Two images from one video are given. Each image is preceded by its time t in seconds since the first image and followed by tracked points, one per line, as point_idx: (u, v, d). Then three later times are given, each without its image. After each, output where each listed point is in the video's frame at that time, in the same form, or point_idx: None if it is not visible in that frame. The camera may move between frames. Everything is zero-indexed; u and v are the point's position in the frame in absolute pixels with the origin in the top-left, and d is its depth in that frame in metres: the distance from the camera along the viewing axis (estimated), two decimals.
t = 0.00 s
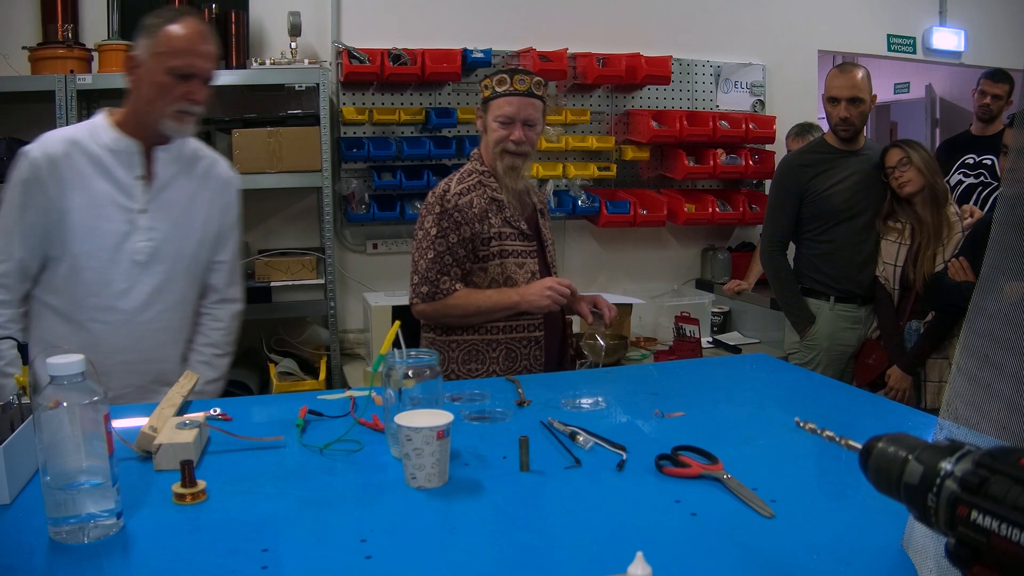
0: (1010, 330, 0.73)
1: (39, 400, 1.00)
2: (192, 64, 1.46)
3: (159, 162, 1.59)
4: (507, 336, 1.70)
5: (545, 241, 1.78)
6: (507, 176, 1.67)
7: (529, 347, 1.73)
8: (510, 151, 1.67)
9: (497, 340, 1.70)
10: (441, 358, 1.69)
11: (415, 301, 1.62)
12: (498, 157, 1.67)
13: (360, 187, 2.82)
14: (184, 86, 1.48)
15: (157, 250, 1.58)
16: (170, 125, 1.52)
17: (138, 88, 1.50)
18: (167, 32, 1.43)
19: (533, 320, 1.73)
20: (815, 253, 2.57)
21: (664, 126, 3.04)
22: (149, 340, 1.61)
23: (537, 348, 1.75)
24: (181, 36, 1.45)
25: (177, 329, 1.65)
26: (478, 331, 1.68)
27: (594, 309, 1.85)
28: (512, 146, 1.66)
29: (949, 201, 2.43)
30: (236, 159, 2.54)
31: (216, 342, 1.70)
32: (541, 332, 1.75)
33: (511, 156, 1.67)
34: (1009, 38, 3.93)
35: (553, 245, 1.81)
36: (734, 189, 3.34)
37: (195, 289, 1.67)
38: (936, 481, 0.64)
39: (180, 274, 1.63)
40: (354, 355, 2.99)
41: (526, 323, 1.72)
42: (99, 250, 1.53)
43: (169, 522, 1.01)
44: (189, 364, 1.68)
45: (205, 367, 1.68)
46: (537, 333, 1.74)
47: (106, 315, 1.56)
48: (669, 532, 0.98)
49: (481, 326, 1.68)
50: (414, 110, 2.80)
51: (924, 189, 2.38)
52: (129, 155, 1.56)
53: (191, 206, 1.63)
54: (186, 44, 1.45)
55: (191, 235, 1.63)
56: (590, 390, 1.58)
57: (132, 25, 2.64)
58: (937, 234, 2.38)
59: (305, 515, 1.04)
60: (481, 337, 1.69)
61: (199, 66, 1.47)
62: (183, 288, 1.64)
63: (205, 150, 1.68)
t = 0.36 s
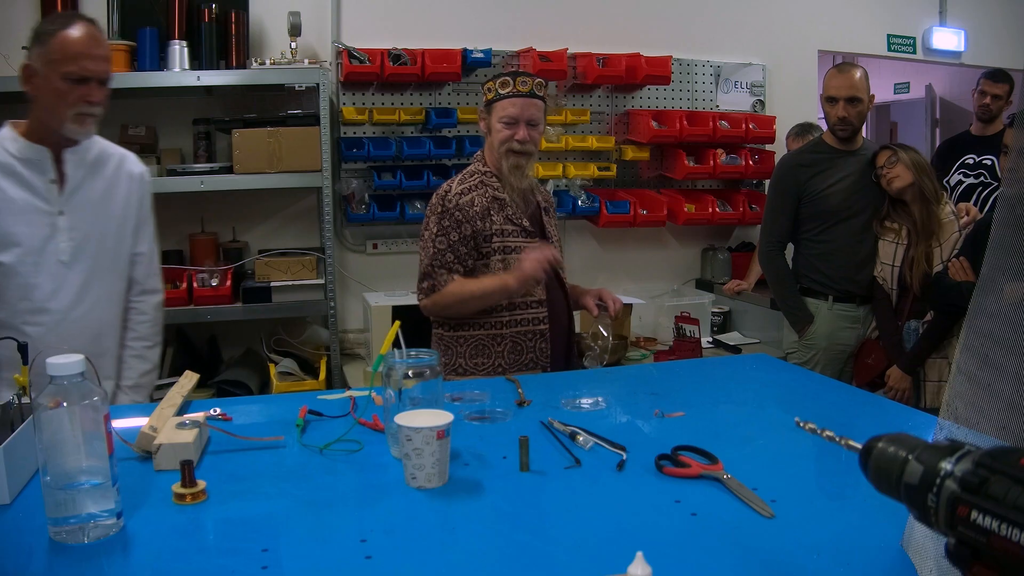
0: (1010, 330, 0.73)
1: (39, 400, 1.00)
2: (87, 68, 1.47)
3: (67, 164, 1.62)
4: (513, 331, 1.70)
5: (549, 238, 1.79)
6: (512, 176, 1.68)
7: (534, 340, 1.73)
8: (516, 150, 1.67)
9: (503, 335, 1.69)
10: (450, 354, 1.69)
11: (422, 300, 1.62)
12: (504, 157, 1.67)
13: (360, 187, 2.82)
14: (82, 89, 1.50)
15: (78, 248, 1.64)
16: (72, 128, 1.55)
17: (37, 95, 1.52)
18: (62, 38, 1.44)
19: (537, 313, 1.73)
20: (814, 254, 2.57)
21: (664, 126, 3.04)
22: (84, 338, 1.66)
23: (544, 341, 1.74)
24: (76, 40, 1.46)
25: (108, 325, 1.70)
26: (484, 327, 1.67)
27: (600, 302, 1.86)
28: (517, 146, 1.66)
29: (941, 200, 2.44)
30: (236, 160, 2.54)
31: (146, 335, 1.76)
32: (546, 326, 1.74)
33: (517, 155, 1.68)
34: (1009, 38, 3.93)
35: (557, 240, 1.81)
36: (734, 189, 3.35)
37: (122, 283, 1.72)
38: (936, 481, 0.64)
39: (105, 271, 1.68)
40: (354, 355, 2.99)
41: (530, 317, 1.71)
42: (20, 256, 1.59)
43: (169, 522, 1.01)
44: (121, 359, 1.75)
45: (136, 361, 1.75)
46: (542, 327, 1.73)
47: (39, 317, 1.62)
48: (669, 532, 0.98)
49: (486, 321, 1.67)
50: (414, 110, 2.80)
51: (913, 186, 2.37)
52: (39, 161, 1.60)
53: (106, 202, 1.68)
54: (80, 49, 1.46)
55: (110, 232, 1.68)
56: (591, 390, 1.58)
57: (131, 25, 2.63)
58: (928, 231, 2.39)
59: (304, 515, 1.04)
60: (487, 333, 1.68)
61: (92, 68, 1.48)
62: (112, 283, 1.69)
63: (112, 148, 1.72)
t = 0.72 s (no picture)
0: (1010, 330, 0.73)
1: (39, 400, 1.00)
2: (51, 65, 1.61)
3: (39, 160, 1.77)
4: (512, 326, 1.70)
5: (547, 237, 1.81)
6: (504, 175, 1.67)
7: (534, 336, 1.72)
8: (505, 151, 1.66)
9: (502, 330, 1.69)
10: (451, 351, 1.69)
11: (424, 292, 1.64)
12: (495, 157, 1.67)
13: (360, 187, 2.82)
14: (48, 86, 1.63)
15: (58, 240, 1.79)
16: (40, 125, 1.67)
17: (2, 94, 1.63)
18: (26, 36, 1.59)
19: (537, 308, 1.72)
20: (813, 254, 2.57)
21: (664, 126, 3.04)
22: (71, 325, 1.80)
23: (542, 335, 1.74)
24: (40, 38, 1.60)
25: (93, 313, 1.84)
26: (484, 321, 1.68)
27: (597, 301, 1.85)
28: (507, 146, 1.65)
29: (942, 201, 2.45)
30: (236, 160, 2.54)
31: (125, 322, 1.92)
32: (546, 322, 1.74)
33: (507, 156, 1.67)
34: (1009, 38, 3.93)
35: (554, 240, 1.83)
36: (734, 189, 3.35)
37: (100, 272, 1.87)
38: (936, 481, 0.64)
39: (85, 260, 1.83)
40: (354, 355, 2.99)
41: (530, 313, 1.71)
42: (7, 252, 1.72)
43: (168, 522, 1.01)
44: (106, 349, 1.89)
45: (119, 349, 1.90)
46: (542, 322, 1.73)
47: (27, 308, 1.75)
48: (669, 532, 0.98)
49: (486, 315, 1.68)
50: (414, 110, 2.80)
51: (916, 189, 2.38)
52: (14, 158, 1.72)
53: (78, 193, 1.84)
54: (44, 47, 1.60)
55: (84, 222, 1.83)
56: (591, 390, 1.58)
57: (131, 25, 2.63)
58: (927, 231, 2.41)
59: (305, 515, 1.04)
60: (487, 327, 1.68)
61: (57, 65, 1.62)
62: (91, 271, 1.84)
63: (76, 144, 1.87)
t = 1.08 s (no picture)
0: (1010, 330, 0.73)
1: (39, 400, 1.00)
2: (66, 69, 1.68)
3: (57, 160, 1.84)
4: (507, 325, 1.70)
5: (544, 237, 1.81)
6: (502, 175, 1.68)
7: (529, 335, 1.72)
8: (505, 151, 1.66)
9: (497, 329, 1.70)
10: (447, 350, 1.69)
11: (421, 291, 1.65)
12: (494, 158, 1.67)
13: (360, 186, 2.82)
14: (62, 89, 1.70)
15: (72, 238, 1.84)
16: (55, 125, 1.73)
17: (22, 95, 1.72)
18: (44, 41, 1.65)
19: (532, 307, 1.72)
20: (814, 254, 2.57)
21: (664, 126, 3.04)
22: (87, 317, 1.85)
23: (537, 334, 1.74)
24: (58, 44, 1.67)
25: (102, 309, 1.90)
26: (479, 321, 1.68)
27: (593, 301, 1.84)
28: (506, 147, 1.66)
29: (944, 200, 2.44)
30: (236, 160, 2.54)
31: (131, 322, 2.00)
32: (541, 321, 1.74)
33: (506, 156, 1.67)
34: (1009, 37, 3.93)
35: (550, 239, 1.82)
36: (733, 189, 3.35)
37: (108, 272, 1.95)
38: (937, 481, 0.64)
39: (95, 259, 1.89)
40: (354, 355, 2.99)
41: (525, 312, 1.71)
42: (25, 245, 1.76)
43: (168, 522, 1.01)
44: (114, 347, 1.97)
45: (126, 348, 1.98)
46: (537, 321, 1.73)
47: (46, 301, 1.79)
48: (669, 532, 0.98)
49: (481, 314, 1.68)
50: (414, 110, 2.80)
51: (917, 187, 2.38)
52: (34, 156, 1.78)
53: (92, 193, 1.91)
54: (62, 52, 1.67)
55: (97, 223, 1.90)
56: (591, 390, 1.58)
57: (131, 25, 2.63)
58: (928, 230, 2.40)
59: (305, 515, 1.04)
60: (482, 327, 1.69)
61: (72, 69, 1.69)
62: (102, 270, 1.90)
63: (88, 148, 1.94)
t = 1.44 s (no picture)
0: (1010, 330, 0.73)
1: (39, 400, 1.00)
2: (96, 73, 1.78)
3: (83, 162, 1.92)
4: (507, 325, 1.70)
5: (542, 237, 1.81)
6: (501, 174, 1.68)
7: (528, 336, 1.73)
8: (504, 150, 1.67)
9: (497, 330, 1.70)
10: (446, 351, 1.69)
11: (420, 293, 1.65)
12: (493, 157, 1.67)
13: (359, 186, 2.82)
14: (90, 93, 1.80)
15: (96, 237, 1.91)
16: (83, 127, 1.81)
17: (53, 97, 1.81)
18: (76, 47, 1.76)
19: (532, 308, 1.72)
20: (815, 254, 2.57)
21: (664, 126, 3.04)
22: (104, 314, 1.92)
23: (537, 335, 1.74)
24: (90, 50, 1.78)
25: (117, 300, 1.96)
26: (478, 321, 1.68)
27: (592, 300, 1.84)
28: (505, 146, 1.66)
29: (946, 201, 2.44)
30: (236, 160, 2.54)
31: (142, 314, 2.08)
32: (541, 321, 1.74)
33: (505, 155, 1.68)
34: (1009, 38, 3.93)
35: (549, 239, 1.82)
36: (733, 189, 3.35)
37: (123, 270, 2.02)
38: (936, 481, 0.64)
39: (113, 257, 1.97)
40: (354, 355, 2.99)
41: (525, 312, 1.71)
42: (54, 241, 1.83)
43: (168, 522, 1.01)
44: (128, 337, 2.05)
45: (139, 337, 2.06)
46: (537, 321, 1.73)
47: (72, 294, 1.86)
48: (669, 532, 0.98)
49: (481, 315, 1.68)
50: (414, 110, 2.80)
51: (919, 187, 2.37)
52: (64, 157, 1.86)
53: (112, 194, 1.98)
54: (92, 57, 1.78)
55: (116, 223, 1.98)
56: (591, 390, 1.58)
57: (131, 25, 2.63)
58: (930, 231, 2.39)
59: (305, 515, 1.04)
60: (482, 328, 1.69)
61: (101, 74, 1.79)
62: (118, 268, 1.97)
63: (107, 153, 2.01)
